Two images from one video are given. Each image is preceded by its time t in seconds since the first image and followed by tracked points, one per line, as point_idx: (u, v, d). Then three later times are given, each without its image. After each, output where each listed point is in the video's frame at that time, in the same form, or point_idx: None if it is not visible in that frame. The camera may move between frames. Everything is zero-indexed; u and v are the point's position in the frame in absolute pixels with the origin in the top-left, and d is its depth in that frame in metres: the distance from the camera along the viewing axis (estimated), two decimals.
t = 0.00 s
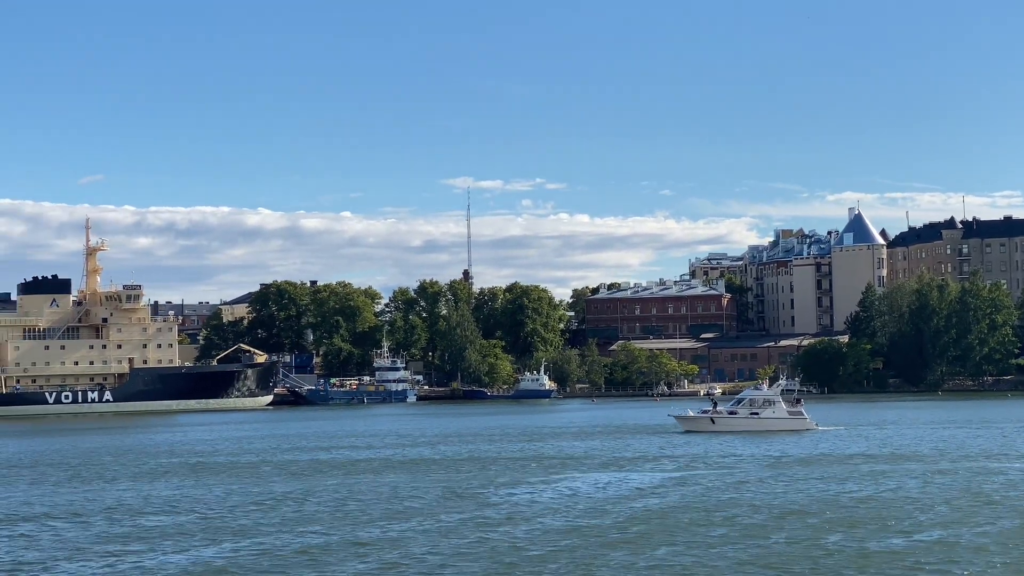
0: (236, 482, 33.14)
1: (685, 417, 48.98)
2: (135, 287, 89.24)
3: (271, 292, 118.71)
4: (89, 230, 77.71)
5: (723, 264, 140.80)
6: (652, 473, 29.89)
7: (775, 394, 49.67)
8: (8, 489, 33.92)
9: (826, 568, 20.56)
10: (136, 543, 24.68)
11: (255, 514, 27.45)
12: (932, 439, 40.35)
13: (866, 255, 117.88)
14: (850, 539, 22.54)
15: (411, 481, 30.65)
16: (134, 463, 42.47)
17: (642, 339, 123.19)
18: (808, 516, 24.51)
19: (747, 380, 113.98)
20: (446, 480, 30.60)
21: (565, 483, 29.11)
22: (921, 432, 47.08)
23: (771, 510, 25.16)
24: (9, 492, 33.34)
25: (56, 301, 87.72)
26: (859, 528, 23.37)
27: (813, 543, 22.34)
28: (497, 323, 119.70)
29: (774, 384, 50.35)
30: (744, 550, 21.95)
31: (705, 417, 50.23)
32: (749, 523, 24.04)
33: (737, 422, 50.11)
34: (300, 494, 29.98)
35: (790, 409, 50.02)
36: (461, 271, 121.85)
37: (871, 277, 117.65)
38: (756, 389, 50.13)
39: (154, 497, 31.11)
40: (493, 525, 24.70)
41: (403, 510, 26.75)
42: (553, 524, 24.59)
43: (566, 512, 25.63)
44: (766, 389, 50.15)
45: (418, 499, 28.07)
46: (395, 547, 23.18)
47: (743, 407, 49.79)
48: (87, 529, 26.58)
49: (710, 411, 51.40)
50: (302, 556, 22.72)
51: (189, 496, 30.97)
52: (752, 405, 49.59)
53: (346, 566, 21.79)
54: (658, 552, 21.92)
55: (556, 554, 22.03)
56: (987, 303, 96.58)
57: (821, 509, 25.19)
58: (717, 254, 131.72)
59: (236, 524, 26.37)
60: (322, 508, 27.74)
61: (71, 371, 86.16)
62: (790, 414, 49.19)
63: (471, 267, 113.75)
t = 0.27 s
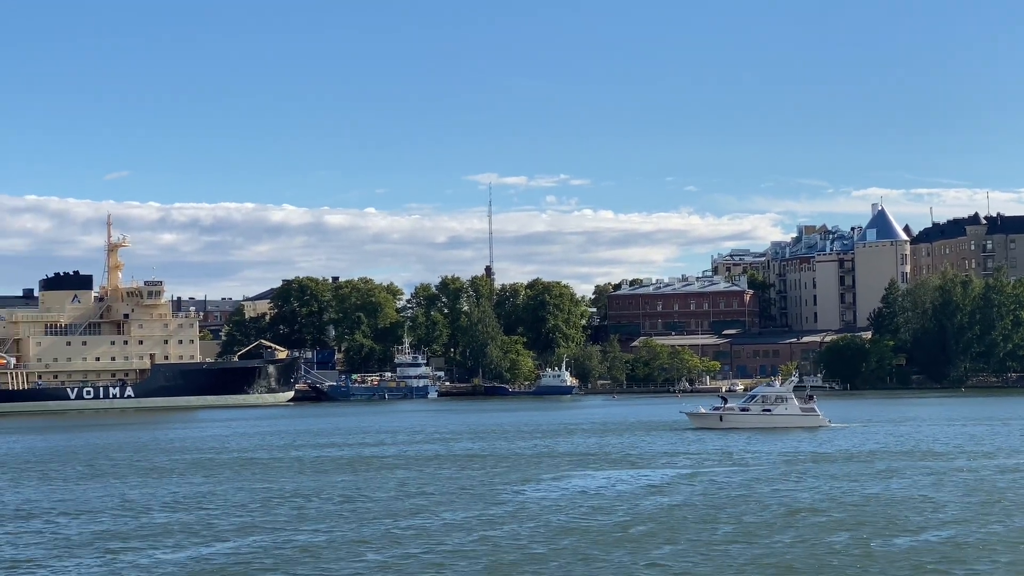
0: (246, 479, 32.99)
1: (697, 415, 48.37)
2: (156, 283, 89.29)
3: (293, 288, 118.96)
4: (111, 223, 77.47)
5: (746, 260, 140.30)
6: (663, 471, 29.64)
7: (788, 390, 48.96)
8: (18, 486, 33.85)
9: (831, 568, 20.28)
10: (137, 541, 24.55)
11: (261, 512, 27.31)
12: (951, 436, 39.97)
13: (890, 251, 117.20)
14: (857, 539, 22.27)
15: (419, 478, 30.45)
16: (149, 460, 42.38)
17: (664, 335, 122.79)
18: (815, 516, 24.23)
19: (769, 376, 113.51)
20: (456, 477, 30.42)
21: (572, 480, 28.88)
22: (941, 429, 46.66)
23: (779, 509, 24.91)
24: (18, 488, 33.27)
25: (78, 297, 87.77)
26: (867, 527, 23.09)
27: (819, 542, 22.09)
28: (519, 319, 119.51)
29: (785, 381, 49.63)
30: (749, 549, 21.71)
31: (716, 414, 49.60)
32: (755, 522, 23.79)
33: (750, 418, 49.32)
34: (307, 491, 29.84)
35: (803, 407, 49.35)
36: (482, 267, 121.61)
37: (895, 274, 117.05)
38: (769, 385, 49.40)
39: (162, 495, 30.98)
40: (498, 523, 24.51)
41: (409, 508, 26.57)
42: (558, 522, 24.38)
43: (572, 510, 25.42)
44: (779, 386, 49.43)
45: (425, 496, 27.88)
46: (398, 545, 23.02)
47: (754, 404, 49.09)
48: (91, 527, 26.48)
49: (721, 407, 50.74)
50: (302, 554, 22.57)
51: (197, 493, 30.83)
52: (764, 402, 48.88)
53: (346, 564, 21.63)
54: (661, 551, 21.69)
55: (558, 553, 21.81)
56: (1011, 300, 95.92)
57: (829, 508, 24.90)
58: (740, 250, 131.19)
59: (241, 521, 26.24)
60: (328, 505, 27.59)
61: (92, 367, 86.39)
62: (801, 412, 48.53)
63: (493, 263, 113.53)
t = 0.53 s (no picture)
0: (258, 476, 32.92)
1: (709, 413, 47.96)
2: (178, 280, 89.28)
3: (316, 285, 119.21)
4: (133, 220, 77.58)
5: (770, 257, 139.82)
6: (677, 468, 29.49)
7: (801, 388, 48.47)
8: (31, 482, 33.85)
9: (837, 569, 20.06)
10: (143, 539, 24.50)
11: (269, 509, 27.30)
12: (970, 434, 39.64)
13: (915, 248, 116.56)
14: (863, 538, 22.12)
15: (430, 476, 30.33)
16: (165, 456, 42.35)
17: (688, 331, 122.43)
18: (824, 515, 24.01)
19: (793, 373, 113.06)
20: (467, 473, 30.34)
21: (583, 478, 28.71)
22: (961, 426, 46.30)
23: (788, 507, 24.76)
24: (30, 485, 33.28)
25: (101, 294, 87.86)
26: (875, 526, 22.95)
27: (827, 541, 21.93)
28: (542, 316, 119.38)
29: (800, 378, 49.13)
30: (755, 548, 21.56)
31: (729, 410, 49.18)
32: (764, 520, 23.64)
33: (763, 416, 48.80)
34: (318, 488, 29.79)
35: (817, 405, 48.84)
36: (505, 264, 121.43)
37: (920, 270, 116.42)
38: (783, 383, 48.91)
39: (172, 491, 30.95)
40: (506, 521, 24.42)
41: (418, 505, 26.50)
42: (567, 519, 24.28)
43: (581, 507, 25.32)
44: (793, 383, 48.92)
45: (433, 494, 27.77)
46: (404, 542, 22.94)
47: (767, 401, 48.61)
48: (100, 523, 26.48)
49: (731, 404, 50.18)
50: (307, 551, 22.52)
51: (207, 490, 30.79)
52: (777, 399, 48.41)
53: (349, 560, 21.57)
54: (666, 549, 21.57)
55: (562, 551, 21.72)
56: None
57: (839, 507, 24.68)
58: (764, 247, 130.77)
59: (248, 518, 26.24)
60: (337, 502, 27.55)
61: (115, 363, 86.51)
62: (816, 409, 48.11)
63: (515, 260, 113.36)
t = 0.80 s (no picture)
0: (270, 472, 32.82)
1: (723, 409, 47.62)
2: (202, 277, 89.67)
3: (341, 280, 119.21)
4: (157, 215, 77.74)
5: (795, 252, 139.27)
6: (690, 466, 29.31)
7: (816, 383, 47.98)
8: (44, 478, 33.84)
9: (845, 568, 19.83)
10: (149, 536, 24.41)
11: (279, 505, 27.23)
12: (992, 431, 39.29)
13: (942, 243, 115.92)
14: (873, 536, 21.93)
15: (441, 473, 30.16)
16: (182, 451, 42.33)
17: (712, 327, 122.02)
18: (836, 514, 23.77)
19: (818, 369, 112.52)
20: (480, 470, 30.22)
21: (594, 475, 28.50)
22: (983, 423, 45.93)
23: (799, 505, 24.57)
24: (43, 481, 33.25)
25: (126, 289, 88.36)
26: (886, 524, 22.74)
27: (835, 539, 21.75)
28: (567, 312, 119.19)
29: (814, 374, 48.67)
30: (762, 547, 21.39)
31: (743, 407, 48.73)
32: (774, 518, 23.46)
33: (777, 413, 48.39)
34: (329, 484, 29.71)
35: (832, 401, 48.36)
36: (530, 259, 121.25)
37: (947, 266, 115.77)
38: (797, 378, 48.50)
39: (183, 488, 30.86)
40: (514, 517, 24.29)
41: (429, 502, 26.41)
42: (576, 517, 24.14)
43: (591, 505, 25.17)
44: (808, 378, 48.50)
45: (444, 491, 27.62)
46: (411, 539, 22.84)
47: (782, 397, 48.13)
48: (109, 520, 26.46)
49: (743, 401, 49.61)
50: (313, 548, 22.45)
51: (218, 487, 30.71)
52: (792, 395, 47.96)
53: (354, 558, 21.49)
54: (673, 547, 21.42)
55: (569, 548, 21.59)
56: None
57: (851, 506, 24.43)
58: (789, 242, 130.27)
59: (257, 515, 26.17)
60: (347, 499, 27.48)
61: (139, 359, 86.44)
62: (833, 406, 47.69)
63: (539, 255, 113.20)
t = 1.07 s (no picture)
0: (284, 470, 32.80)
1: (737, 406, 47.34)
2: (227, 275, 89.84)
3: (366, 278, 119.29)
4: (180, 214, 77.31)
5: (821, 249, 138.80)
6: (704, 464, 29.19)
7: (831, 381, 47.58)
8: (61, 476, 33.91)
9: (852, 568, 19.68)
10: (159, 535, 24.42)
11: (290, 503, 27.23)
12: (1013, 429, 39.02)
13: (968, 241, 115.36)
14: (882, 536, 21.80)
15: (454, 471, 30.10)
16: (201, 448, 42.37)
17: (737, 324, 121.67)
18: (847, 513, 23.62)
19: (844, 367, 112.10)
20: (493, 467, 30.17)
21: (607, 474, 28.38)
22: (1005, 421, 45.63)
23: (810, 505, 24.45)
24: (59, 479, 33.33)
25: (150, 287, 88.64)
26: (895, 524, 22.62)
27: (843, 539, 21.63)
28: (591, 309, 119.01)
29: (829, 371, 48.29)
30: (769, 546, 21.30)
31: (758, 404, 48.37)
32: (783, 518, 23.33)
33: (791, 410, 48.06)
34: (341, 482, 29.69)
35: (847, 399, 48.01)
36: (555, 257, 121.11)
37: (973, 263, 115.19)
38: (812, 376, 48.17)
39: (196, 487, 30.84)
40: (524, 516, 24.24)
41: (439, 500, 26.37)
42: (585, 515, 24.07)
43: (601, 504, 25.09)
44: (822, 377, 48.17)
45: (455, 489, 27.55)
46: (418, 538, 22.81)
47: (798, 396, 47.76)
48: (121, 518, 26.51)
49: (757, 399, 49.18)
50: (320, 547, 22.44)
51: (233, 485, 30.69)
52: (807, 393, 47.64)
53: (360, 557, 21.47)
54: (681, 547, 21.33)
55: (575, 548, 21.53)
56: None
57: (862, 506, 24.27)
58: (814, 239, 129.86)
59: (268, 513, 26.18)
60: (358, 497, 27.47)
61: (164, 356, 86.56)
62: (848, 404, 47.33)
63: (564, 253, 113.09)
